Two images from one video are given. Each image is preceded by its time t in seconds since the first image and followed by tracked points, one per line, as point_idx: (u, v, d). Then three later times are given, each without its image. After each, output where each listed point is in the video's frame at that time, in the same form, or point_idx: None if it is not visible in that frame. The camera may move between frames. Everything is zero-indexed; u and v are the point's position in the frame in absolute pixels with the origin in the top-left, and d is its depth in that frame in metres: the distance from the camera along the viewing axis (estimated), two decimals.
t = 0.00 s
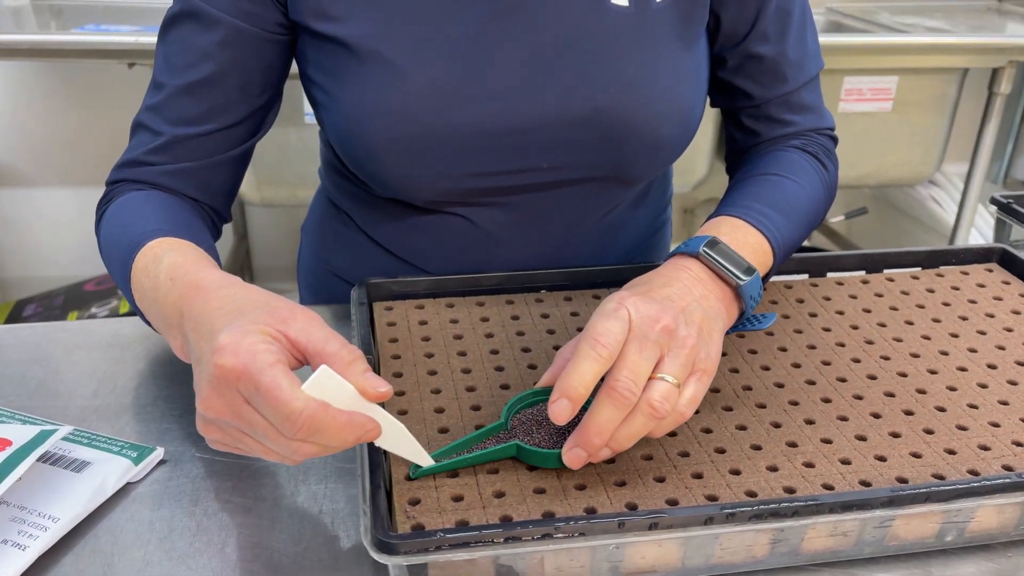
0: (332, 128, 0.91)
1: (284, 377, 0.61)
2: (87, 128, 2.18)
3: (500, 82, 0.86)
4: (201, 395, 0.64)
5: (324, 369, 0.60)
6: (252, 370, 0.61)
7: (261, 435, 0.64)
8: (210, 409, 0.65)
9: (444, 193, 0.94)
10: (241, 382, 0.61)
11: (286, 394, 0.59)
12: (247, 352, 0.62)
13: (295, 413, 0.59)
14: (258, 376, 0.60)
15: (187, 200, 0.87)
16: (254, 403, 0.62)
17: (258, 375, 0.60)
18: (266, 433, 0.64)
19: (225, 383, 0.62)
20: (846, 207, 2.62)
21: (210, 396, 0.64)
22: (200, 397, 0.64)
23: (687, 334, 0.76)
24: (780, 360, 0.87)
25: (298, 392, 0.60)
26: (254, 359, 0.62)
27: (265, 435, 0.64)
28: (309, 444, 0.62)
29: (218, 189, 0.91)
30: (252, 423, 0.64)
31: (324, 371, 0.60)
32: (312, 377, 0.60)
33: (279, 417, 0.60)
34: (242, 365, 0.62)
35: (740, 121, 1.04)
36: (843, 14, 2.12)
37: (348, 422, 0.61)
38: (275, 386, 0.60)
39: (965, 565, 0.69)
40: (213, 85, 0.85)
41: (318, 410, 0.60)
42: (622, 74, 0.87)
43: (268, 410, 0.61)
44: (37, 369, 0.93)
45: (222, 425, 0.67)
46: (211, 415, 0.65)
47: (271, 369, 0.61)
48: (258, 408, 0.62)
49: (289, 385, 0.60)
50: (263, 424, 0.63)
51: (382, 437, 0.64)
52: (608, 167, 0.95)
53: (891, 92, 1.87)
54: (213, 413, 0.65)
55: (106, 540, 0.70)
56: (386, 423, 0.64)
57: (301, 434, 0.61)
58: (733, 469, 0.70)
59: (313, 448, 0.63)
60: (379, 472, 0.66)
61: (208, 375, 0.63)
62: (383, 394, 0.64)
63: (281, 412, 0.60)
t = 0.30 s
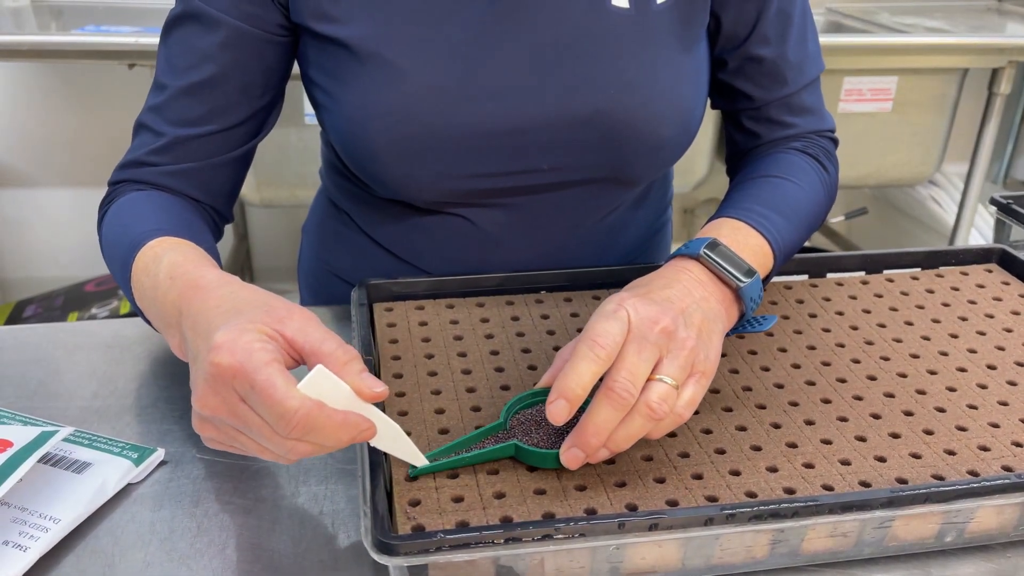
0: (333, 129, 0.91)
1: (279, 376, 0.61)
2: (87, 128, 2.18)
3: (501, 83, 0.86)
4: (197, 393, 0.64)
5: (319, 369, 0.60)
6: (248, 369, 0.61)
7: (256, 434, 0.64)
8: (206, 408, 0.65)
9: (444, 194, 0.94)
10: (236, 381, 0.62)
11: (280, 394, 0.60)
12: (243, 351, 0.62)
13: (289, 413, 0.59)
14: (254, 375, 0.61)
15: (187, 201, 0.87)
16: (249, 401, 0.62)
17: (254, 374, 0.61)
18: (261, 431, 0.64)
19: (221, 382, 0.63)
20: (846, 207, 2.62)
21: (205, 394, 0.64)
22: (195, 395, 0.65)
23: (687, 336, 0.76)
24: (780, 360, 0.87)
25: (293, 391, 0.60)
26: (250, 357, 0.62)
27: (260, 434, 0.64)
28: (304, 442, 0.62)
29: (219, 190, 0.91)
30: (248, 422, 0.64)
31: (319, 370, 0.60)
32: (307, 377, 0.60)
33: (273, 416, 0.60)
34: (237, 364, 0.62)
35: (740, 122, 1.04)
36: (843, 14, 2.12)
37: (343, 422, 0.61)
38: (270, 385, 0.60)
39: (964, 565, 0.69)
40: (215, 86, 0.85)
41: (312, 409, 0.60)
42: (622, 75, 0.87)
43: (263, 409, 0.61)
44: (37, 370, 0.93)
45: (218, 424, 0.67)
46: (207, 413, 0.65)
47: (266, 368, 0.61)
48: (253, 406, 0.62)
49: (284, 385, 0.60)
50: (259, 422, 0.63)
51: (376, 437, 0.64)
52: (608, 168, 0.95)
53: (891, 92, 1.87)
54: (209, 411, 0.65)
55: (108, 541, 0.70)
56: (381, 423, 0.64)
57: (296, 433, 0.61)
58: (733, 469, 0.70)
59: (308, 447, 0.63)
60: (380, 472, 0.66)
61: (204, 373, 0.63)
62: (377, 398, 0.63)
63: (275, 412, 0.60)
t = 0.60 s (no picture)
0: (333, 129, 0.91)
1: (277, 364, 0.61)
2: (87, 128, 2.18)
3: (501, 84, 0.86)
4: (196, 385, 0.64)
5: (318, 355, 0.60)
6: (245, 358, 0.61)
7: (257, 423, 0.64)
8: (209, 398, 0.65)
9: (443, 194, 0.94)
10: (234, 370, 0.62)
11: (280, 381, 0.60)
12: (240, 341, 0.62)
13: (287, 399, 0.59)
14: (251, 364, 0.61)
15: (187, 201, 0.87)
16: (248, 390, 0.62)
17: (251, 363, 0.61)
18: (262, 420, 0.64)
19: (220, 372, 0.63)
20: (846, 208, 2.62)
21: (205, 384, 0.64)
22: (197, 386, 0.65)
23: (690, 340, 0.76)
24: (780, 360, 0.87)
25: (291, 377, 0.60)
26: (246, 347, 0.62)
27: (261, 423, 0.64)
28: (305, 430, 0.62)
29: (219, 190, 0.91)
30: (248, 411, 0.64)
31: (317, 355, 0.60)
32: (305, 363, 0.60)
33: (272, 404, 0.60)
34: (235, 353, 0.62)
35: (740, 122, 1.04)
36: (843, 14, 2.12)
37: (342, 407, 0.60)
38: (268, 373, 0.60)
39: (965, 565, 0.69)
40: (216, 86, 0.85)
41: (311, 396, 0.60)
42: (622, 74, 0.87)
43: (262, 397, 0.61)
44: (37, 370, 0.93)
45: (220, 415, 0.67)
46: (208, 405, 0.65)
47: (263, 356, 0.61)
48: (252, 395, 0.62)
49: (282, 372, 0.60)
50: (259, 411, 0.63)
51: (378, 422, 0.64)
52: (609, 167, 0.95)
53: (891, 92, 1.87)
54: (210, 401, 0.65)
55: (106, 541, 0.70)
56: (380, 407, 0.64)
57: (295, 421, 0.61)
58: (734, 469, 0.70)
59: (309, 435, 0.63)
60: (379, 472, 0.66)
61: (203, 364, 0.63)
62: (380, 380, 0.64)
63: (273, 398, 0.60)
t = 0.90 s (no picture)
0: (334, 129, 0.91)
1: (316, 337, 0.61)
2: (88, 128, 2.18)
3: (502, 85, 0.86)
4: (234, 359, 0.64)
5: (353, 329, 0.61)
6: (285, 331, 0.61)
7: (295, 396, 0.65)
8: (250, 373, 0.65)
9: (444, 194, 0.94)
10: (274, 344, 0.62)
11: (319, 352, 0.60)
12: (279, 315, 0.62)
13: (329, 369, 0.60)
14: (291, 337, 0.61)
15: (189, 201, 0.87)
16: (288, 363, 0.62)
17: (291, 336, 0.61)
18: (301, 393, 0.64)
19: (259, 346, 0.63)
20: (847, 207, 2.62)
21: (244, 358, 0.64)
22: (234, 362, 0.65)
23: (688, 332, 0.76)
24: (781, 360, 0.87)
25: (330, 349, 0.60)
26: (285, 320, 0.62)
27: (300, 396, 0.64)
28: (344, 402, 0.63)
29: (220, 190, 0.91)
30: (287, 384, 0.64)
31: (353, 328, 0.61)
32: (343, 336, 0.61)
33: (313, 377, 0.61)
34: (274, 327, 0.62)
35: (742, 122, 1.04)
36: (843, 14, 2.12)
37: (380, 379, 0.61)
38: (308, 346, 0.60)
39: (964, 566, 0.69)
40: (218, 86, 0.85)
41: (349, 367, 0.60)
42: (623, 74, 0.87)
43: (302, 370, 0.61)
44: (36, 371, 0.94)
45: (256, 390, 0.67)
46: (246, 379, 0.65)
47: (302, 329, 0.61)
48: (291, 368, 0.62)
49: (321, 344, 0.60)
50: (298, 384, 0.63)
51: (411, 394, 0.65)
52: (611, 167, 0.95)
53: (891, 92, 1.87)
54: (248, 376, 0.65)
55: (106, 541, 0.70)
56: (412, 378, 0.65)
57: (336, 392, 0.61)
58: (734, 468, 0.70)
59: (347, 406, 0.63)
60: (380, 472, 0.66)
61: (241, 337, 0.63)
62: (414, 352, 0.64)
63: (313, 369, 0.60)
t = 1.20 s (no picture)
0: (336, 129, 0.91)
1: (334, 353, 0.62)
2: (89, 129, 2.18)
3: (504, 86, 0.86)
4: (251, 371, 0.65)
5: (370, 346, 0.62)
6: (304, 347, 0.62)
7: (309, 409, 0.65)
8: (263, 386, 0.65)
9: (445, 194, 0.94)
10: (292, 358, 0.63)
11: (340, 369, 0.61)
12: (298, 330, 0.63)
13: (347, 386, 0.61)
14: (310, 352, 0.62)
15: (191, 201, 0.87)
16: (304, 377, 0.63)
17: (310, 351, 0.62)
18: (314, 406, 0.65)
19: (277, 360, 0.64)
20: (847, 207, 2.62)
21: (260, 371, 0.65)
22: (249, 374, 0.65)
23: (687, 331, 0.76)
24: (781, 360, 0.87)
25: (349, 366, 0.62)
26: (304, 336, 0.63)
27: (314, 409, 0.65)
28: (358, 415, 0.64)
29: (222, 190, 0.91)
30: (302, 398, 0.65)
31: (371, 347, 0.62)
32: (360, 352, 0.62)
33: (330, 391, 0.62)
34: (294, 342, 0.63)
35: (741, 122, 1.05)
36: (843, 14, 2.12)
37: (395, 394, 0.62)
38: (327, 362, 0.61)
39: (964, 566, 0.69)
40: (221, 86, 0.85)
41: (366, 382, 0.61)
42: (625, 74, 0.88)
43: (320, 385, 0.62)
44: (37, 372, 0.94)
45: (269, 400, 0.68)
46: (261, 391, 0.66)
47: (321, 345, 0.62)
48: (308, 382, 0.63)
49: (340, 360, 0.62)
50: (313, 398, 0.64)
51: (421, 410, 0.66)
52: (612, 167, 0.95)
53: (891, 92, 1.87)
54: (262, 388, 0.66)
55: (108, 541, 0.70)
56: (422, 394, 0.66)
57: (351, 406, 0.62)
58: (735, 468, 0.70)
59: (360, 420, 0.64)
60: (381, 473, 0.66)
61: (259, 350, 0.64)
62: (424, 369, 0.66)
63: (331, 386, 0.61)
